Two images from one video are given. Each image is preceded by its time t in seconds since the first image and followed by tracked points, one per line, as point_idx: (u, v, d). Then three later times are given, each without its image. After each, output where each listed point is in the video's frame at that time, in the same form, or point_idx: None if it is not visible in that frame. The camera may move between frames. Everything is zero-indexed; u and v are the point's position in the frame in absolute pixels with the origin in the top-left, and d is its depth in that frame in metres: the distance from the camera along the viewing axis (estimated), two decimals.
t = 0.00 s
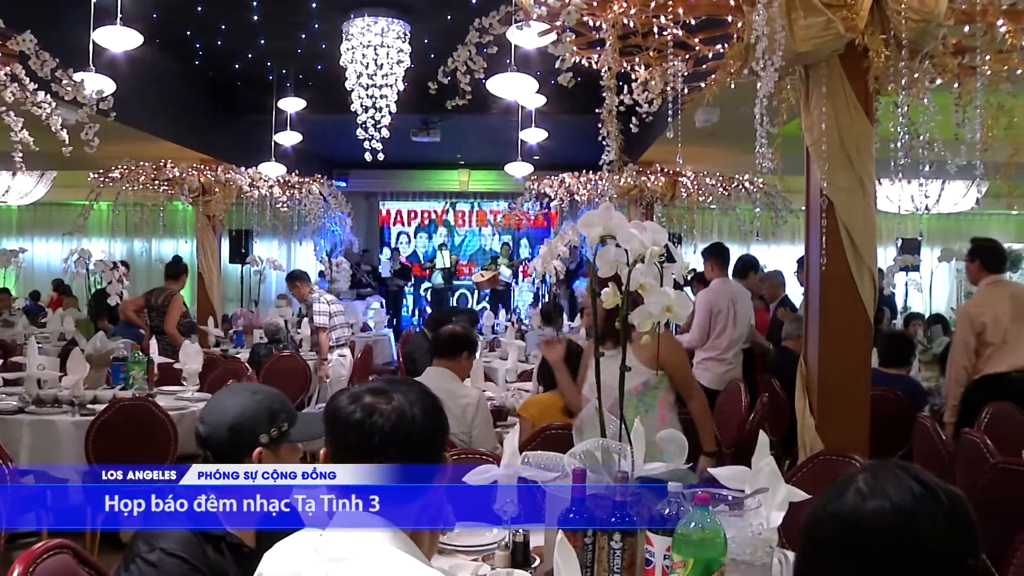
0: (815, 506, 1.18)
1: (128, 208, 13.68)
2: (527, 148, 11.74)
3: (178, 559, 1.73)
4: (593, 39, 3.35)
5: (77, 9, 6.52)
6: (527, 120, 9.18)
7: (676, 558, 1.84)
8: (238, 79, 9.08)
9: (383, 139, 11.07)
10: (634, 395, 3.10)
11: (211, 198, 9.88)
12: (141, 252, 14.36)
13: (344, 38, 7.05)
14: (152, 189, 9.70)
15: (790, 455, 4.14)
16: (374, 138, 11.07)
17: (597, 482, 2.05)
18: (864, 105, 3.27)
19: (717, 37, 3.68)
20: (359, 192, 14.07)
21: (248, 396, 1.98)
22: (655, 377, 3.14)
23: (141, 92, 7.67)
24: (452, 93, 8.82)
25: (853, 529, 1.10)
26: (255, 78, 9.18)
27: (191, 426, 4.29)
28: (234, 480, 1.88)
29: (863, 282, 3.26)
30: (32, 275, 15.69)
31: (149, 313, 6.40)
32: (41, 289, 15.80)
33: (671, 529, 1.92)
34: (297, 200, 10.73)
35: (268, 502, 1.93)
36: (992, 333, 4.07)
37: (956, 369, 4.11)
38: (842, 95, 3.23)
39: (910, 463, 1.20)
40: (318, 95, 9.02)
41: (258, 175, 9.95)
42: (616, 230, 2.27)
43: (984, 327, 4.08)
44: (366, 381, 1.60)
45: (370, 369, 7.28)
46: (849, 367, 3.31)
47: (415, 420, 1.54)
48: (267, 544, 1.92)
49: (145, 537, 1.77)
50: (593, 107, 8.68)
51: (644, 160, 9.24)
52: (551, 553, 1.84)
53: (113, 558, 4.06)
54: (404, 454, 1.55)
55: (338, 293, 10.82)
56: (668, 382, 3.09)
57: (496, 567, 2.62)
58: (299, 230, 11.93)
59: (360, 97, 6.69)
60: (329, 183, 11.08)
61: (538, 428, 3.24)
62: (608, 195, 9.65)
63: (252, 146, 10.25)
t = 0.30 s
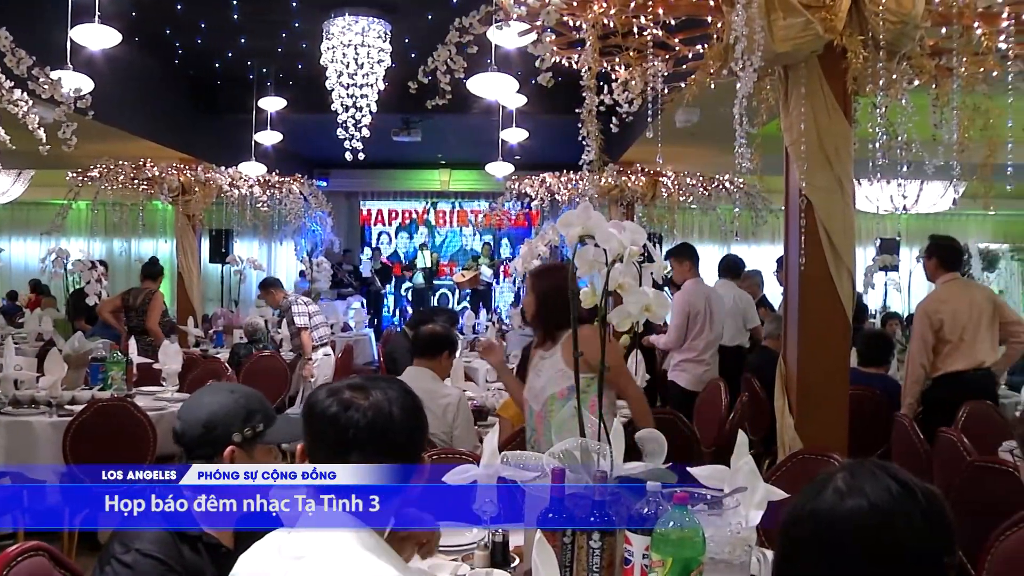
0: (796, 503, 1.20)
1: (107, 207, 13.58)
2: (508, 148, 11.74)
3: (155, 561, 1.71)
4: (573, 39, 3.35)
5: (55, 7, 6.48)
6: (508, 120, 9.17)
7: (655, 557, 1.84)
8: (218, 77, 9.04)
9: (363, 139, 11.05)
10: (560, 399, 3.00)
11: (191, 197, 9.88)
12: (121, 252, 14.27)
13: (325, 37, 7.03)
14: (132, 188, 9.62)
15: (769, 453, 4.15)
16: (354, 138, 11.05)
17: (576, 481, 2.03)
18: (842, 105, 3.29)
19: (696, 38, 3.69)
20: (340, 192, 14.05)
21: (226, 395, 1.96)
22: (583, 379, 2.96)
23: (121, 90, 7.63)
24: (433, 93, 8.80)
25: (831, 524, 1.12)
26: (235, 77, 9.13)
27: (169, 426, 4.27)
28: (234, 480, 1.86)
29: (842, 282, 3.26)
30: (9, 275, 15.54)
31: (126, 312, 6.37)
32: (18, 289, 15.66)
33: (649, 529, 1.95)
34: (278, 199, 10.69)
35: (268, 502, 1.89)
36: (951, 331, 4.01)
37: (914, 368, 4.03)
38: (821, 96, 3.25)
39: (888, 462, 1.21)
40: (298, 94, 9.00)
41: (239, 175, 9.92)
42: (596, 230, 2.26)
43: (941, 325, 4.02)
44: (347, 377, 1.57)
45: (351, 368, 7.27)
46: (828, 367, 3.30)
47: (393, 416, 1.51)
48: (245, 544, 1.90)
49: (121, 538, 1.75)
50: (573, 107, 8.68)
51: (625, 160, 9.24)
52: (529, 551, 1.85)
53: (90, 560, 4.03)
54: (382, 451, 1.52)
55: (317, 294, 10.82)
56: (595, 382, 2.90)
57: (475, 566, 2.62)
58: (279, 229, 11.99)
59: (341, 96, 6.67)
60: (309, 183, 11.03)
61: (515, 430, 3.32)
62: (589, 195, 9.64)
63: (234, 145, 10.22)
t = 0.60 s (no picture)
0: (772, 504, 1.19)
1: (84, 207, 13.49)
2: (487, 147, 11.72)
3: (130, 563, 1.71)
4: (552, 38, 3.35)
5: (31, 5, 6.43)
6: (486, 119, 9.15)
7: (631, 556, 1.83)
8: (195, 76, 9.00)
9: (341, 138, 11.01)
10: (487, 407, 2.92)
11: (169, 196, 9.81)
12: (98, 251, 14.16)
13: (303, 36, 7.01)
14: (110, 187, 9.56)
15: (749, 452, 4.17)
16: (333, 137, 11.01)
17: (552, 480, 2.03)
18: (820, 106, 3.30)
19: (675, 38, 3.68)
20: (319, 191, 13.99)
21: (193, 393, 1.87)
22: (511, 388, 2.90)
23: (97, 87, 7.59)
24: (411, 92, 8.77)
25: (811, 526, 1.11)
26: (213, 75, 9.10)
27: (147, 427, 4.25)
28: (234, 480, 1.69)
29: (820, 282, 3.26)
30: None
31: (100, 312, 6.42)
32: None
33: (626, 528, 1.94)
34: (256, 198, 10.64)
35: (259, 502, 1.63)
36: (927, 328, 4.03)
37: (892, 364, 4.02)
38: (799, 96, 3.26)
39: (864, 461, 1.22)
40: (278, 94, 8.97)
41: (217, 174, 9.87)
42: (573, 229, 2.29)
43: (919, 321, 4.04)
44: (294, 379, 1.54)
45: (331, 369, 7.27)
46: (806, 368, 3.29)
47: (341, 417, 1.48)
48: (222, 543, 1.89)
49: (97, 540, 1.76)
50: (552, 107, 8.68)
51: (604, 160, 9.23)
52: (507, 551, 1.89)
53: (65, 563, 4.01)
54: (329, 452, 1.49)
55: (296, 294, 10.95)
56: (523, 391, 2.84)
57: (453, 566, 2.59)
58: (259, 230, 12.27)
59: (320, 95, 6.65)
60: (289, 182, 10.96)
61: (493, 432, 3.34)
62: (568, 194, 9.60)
63: (212, 144, 10.19)
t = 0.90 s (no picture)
0: (744, 503, 1.21)
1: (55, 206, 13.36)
2: (463, 147, 11.71)
3: (97, 565, 1.72)
4: (526, 38, 3.35)
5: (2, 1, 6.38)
6: (462, 119, 9.16)
7: (604, 556, 1.84)
8: (169, 75, 8.95)
9: (317, 137, 10.97)
10: (410, 402, 3.05)
11: (143, 195, 9.76)
12: (70, 251, 13.98)
13: (279, 35, 6.99)
14: (82, 186, 9.48)
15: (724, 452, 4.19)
16: (309, 136, 10.96)
17: (526, 481, 2.06)
18: (793, 106, 3.30)
19: (651, 39, 3.68)
20: (295, 191, 13.94)
21: (148, 396, 1.81)
22: (434, 384, 3.02)
23: (70, 85, 7.54)
24: (386, 91, 8.76)
25: (788, 522, 1.12)
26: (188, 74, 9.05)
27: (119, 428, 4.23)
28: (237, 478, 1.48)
29: (793, 281, 3.26)
30: None
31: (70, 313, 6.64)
32: None
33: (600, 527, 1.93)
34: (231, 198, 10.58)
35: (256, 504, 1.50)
36: (904, 328, 4.08)
37: (869, 363, 4.05)
38: (772, 96, 3.26)
39: (835, 460, 1.25)
40: (254, 92, 8.95)
41: (192, 173, 9.80)
42: (546, 229, 2.35)
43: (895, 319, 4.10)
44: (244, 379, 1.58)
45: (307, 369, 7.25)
46: (778, 367, 3.29)
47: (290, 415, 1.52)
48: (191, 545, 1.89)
49: (63, 543, 1.76)
50: (526, 107, 8.70)
51: (580, 160, 9.25)
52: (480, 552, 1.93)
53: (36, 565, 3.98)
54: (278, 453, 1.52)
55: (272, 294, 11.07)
56: (444, 389, 2.96)
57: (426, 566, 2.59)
58: (234, 229, 12.45)
59: (295, 95, 6.62)
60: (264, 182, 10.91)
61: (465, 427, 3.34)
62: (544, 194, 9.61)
63: (188, 143, 10.15)
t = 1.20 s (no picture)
0: (717, 502, 1.21)
1: (26, 205, 13.20)
2: (438, 146, 11.64)
3: (63, 568, 1.70)
4: (501, 38, 3.35)
5: None
6: (437, 118, 9.14)
7: (577, 555, 1.85)
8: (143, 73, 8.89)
9: (291, 136, 10.92)
10: (326, 403, 3.10)
11: (116, 194, 9.62)
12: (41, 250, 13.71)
13: (253, 33, 6.96)
14: (53, 185, 9.26)
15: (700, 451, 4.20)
16: (283, 136, 10.91)
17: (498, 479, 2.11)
18: (765, 106, 3.30)
19: (624, 39, 3.67)
20: (270, 189, 13.85)
21: (122, 396, 1.77)
22: (348, 387, 3.06)
23: (39, 82, 7.47)
24: (360, 91, 8.73)
25: (755, 518, 1.13)
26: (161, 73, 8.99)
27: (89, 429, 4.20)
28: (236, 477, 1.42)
29: (766, 280, 3.26)
30: None
31: (39, 313, 6.65)
32: None
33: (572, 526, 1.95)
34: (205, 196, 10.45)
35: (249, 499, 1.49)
36: (854, 329, 4.07)
37: (821, 367, 4.05)
38: (745, 96, 3.26)
39: (811, 459, 1.24)
40: (228, 90, 8.92)
41: (165, 172, 9.69)
42: (518, 229, 2.43)
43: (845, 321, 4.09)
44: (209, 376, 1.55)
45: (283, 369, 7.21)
46: (748, 364, 3.29)
47: (269, 413, 1.49)
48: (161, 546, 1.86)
49: (29, 547, 1.73)
50: (500, 106, 8.69)
51: (554, 160, 9.25)
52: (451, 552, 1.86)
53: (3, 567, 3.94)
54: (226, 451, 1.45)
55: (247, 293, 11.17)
56: (359, 392, 3.01)
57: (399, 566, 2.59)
58: (208, 228, 12.13)
59: (270, 94, 6.59)
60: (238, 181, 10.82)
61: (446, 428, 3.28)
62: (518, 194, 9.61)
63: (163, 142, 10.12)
